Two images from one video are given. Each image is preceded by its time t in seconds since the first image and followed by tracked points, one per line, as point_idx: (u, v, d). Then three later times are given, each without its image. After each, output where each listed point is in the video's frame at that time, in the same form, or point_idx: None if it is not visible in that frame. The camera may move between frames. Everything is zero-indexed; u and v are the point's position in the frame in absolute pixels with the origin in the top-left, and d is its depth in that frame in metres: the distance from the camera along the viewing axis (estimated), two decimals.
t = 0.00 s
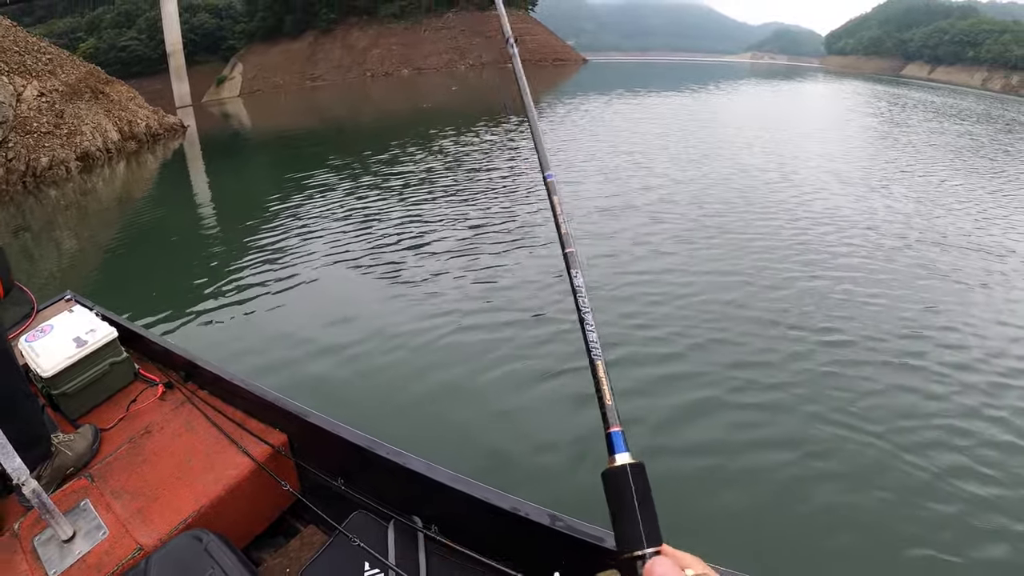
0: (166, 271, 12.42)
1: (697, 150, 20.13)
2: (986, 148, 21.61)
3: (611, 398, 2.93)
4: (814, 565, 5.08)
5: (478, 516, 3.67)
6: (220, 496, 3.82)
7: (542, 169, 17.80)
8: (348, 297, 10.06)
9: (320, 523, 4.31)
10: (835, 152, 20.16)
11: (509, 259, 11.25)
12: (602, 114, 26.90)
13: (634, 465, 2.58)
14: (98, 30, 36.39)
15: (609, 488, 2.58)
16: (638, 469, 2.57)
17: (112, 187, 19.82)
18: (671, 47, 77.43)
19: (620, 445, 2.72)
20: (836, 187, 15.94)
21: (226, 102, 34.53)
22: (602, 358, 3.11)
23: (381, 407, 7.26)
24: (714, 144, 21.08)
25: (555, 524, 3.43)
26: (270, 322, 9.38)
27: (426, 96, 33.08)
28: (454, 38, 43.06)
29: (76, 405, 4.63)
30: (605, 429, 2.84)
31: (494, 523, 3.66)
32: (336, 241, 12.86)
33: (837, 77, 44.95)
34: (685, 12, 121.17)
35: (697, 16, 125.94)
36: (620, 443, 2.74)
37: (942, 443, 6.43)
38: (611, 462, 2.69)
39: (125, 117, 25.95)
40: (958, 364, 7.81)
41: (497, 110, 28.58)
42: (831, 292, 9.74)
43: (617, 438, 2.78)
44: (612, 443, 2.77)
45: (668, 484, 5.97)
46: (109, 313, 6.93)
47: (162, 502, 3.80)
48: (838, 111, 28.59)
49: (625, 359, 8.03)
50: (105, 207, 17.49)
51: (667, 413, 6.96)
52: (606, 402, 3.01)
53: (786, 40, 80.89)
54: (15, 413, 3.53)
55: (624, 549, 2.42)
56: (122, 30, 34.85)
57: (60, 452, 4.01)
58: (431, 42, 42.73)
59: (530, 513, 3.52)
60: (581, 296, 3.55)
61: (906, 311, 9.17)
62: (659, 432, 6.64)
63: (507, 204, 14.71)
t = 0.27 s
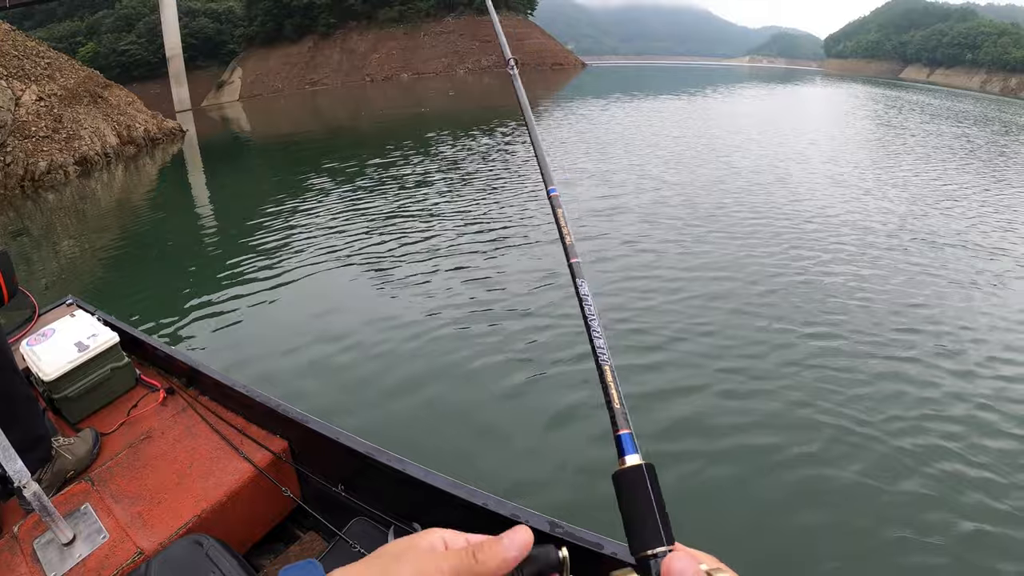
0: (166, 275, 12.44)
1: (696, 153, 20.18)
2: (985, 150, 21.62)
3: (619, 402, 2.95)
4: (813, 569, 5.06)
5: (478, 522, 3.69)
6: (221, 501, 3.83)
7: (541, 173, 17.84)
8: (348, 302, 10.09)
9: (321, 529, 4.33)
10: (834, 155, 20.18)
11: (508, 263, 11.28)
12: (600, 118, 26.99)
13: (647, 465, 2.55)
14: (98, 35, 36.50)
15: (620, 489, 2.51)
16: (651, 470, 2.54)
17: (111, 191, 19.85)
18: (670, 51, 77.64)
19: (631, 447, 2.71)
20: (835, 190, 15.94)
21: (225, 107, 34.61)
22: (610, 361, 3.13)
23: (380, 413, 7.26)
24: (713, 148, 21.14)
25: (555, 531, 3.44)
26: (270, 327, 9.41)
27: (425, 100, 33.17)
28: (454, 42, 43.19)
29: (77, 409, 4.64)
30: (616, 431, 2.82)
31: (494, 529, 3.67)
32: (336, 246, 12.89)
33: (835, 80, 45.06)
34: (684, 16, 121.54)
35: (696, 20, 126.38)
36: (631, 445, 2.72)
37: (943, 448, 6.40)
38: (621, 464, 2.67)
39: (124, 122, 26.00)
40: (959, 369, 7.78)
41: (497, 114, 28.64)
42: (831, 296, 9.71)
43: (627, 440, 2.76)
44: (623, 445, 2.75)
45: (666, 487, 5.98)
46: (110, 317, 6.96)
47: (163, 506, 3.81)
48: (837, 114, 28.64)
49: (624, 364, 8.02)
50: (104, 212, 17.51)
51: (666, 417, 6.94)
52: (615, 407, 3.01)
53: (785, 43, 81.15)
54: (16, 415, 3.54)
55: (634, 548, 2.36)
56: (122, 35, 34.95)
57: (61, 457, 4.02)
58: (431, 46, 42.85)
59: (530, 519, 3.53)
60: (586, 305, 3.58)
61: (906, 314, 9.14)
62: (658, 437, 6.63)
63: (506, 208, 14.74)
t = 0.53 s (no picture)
0: (163, 276, 12.44)
1: (694, 150, 20.17)
2: (984, 144, 21.57)
3: (620, 399, 2.99)
4: (812, 569, 5.09)
5: (475, 521, 3.70)
6: (218, 502, 3.83)
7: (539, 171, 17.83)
8: (345, 301, 10.07)
9: (320, 529, 4.34)
10: (833, 151, 20.15)
11: (507, 261, 11.25)
12: (599, 115, 26.95)
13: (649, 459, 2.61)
14: (95, 35, 36.46)
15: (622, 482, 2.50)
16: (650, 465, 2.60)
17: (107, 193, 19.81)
18: (668, 48, 77.50)
19: (633, 442, 2.73)
20: (834, 186, 15.89)
21: (223, 106, 34.53)
22: (611, 363, 3.22)
23: (380, 412, 7.25)
24: (710, 144, 21.11)
25: (552, 529, 3.45)
26: (268, 326, 9.41)
27: (423, 99, 33.12)
28: (451, 40, 43.09)
29: (75, 410, 4.65)
30: (617, 428, 2.84)
31: (492, 528, 3.68)
32: (334, 245, 12.87)
33: (834, 75, 45.01)
34: (682, 12, 121.33)
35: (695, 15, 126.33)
36: (631, 439, 2.75)
37: (941, 446, 6.40)
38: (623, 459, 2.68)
39: (120, 123, 25.94)
40: (958, 365, 7.77)
41: (494, 112, 28.59)
42: (830, 292, 9.69)
43: (627, 437, 2.79)
44: (623, 441, 2.78)
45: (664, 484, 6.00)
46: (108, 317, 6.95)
47: (160, 506, 3.81)
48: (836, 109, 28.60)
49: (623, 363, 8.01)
50: (100, 213, 17.48)
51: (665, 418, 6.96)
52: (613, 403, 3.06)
53: (783, 38, 81.05)
54: (13, 416, 3.55)
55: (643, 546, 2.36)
56: (118, 35, 34.87)
57: (59, 457, 4.02)
58: (428, 44, 42.75)
59: (527, 517, 3.54)
60: (587, 311, 3.72)
61: (906, 310, 9.11)
62: (657, 437, 6.64)
63: (504, 205, 14.72)
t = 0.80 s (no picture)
0: (162, 279, 12.44)
1: (693, 145, 20.16)
2: (983, 137, 21.51)
3: (628, 384, 2.90)
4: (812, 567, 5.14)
5: (477, 518, 3.69)
6: (220, 501, 3.84)
7: (537, 168, 17.81)
8: (345, 300, 10.06)
9: (322, 527, 4.35)
10: (832, 144, 20.11)
11: (507, 258, 11.24)
12: (597, 112, 26.92)
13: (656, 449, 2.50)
14: (92, 38, 36.42)
15: (628, 472, 2.49)
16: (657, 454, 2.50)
17: (105, 196, 19.80)
18: (666, 43, 77.34)
19: (639, 431, 2.67)
20: (834, 180, 15.88)
21: (220, 107, 34.50)
22: (618, 339, 3.04)
23: (381, 411, 7.25)
24: (709, 139, 21.09)
25: (554, 526, 3.45)
26: (268, 325, 9.40)
27: (421, 98, 33.08)
28: (448, 38, 43.01)
29: (77, 412, 4.65)
30: (623, 414, 2.78)
31: (493, 524, 3.68)
32: (333, 244, 12.84)
33: (832, 69, 44.95)
34: (679, 8, 121.04)
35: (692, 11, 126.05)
36: (638, 429, 2.69)
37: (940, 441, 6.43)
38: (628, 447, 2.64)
39: (117, 126, 25.93)
40: (959, 359, 7.76)
41: (492, 111, 28.57)
42: (830, 287, 9.68)
43: (634, 425, 2.72)
44: (630, 428, 2.73)
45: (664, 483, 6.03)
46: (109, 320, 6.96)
47: (163, 507, 3.82)
48: (834, 103, 28.57)
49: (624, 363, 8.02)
50: (99, 217, 17.49)
51: (666, 418, 6.97)
52: (622, 390, 2.97)
53: (782, 33, 80.86)
54: (15, 419, 3.55)
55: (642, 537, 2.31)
56: (115, 38, 34.84)
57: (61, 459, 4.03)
58: (426, 42, 42.68)
59: (528, 514, 3.54)
60: (594, 282, 3.43)
61: (906, 303, 9.09)
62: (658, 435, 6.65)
63: (503, 203, 14.69)
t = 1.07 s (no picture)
0: (161, 280, 12.43)
1: (692, 144, 20.16)
2: (983, 136, 21.51)
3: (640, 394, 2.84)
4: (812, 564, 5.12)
5: (479, 520, 3.70)
6: (222, 503, 3.84)
7: (537, 168, 17.81)
8: (345, 300, 10.06)
9: (323, 529, 4.34)
10: (832, 144, 20.11)
11: (507, 258, 11.24)
12: (597, 112, 26.93)
13: (667, 463, 2.47)
14: (91, 39, 36.43)
15: (635, 485, 2.46)
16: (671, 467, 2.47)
17: (104, 197, 19.80)
18: (666, 44, 77.34)
19: (649, 443, 2.65)
20: (833, 179, 15.88)
21: (220, 108, 34.50)
22: (632, 347, 3.01)
23: (382, 411, 7.25)
24: (709, 139, 21.11)
25: (556, 528, 3.45)
26: (268, 326, 9.40)
27: (420, 98, 33.08)
28: (448, 39, 43.02)
29: (78, 413, 4.66)
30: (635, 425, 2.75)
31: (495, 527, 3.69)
32: (333, 244, 12.84)
33: (832, 69, 44.95)
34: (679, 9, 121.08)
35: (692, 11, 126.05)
36: (649, 441, 2.66)
37: (939, 439, 6.43)
38: (639, 460, 2.61)
39: (116, 127, 25.93)
40: (961, 359, 7.75)
41: (492, 111, 28.56)
42: (833, 286, 9.65)
43: (645, 436, 2.70)
44: (640, 440, 2.70)
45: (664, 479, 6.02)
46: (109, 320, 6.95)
47: (164, 509, 3.82)
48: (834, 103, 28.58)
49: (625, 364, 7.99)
50: (97, 218, 17.48)
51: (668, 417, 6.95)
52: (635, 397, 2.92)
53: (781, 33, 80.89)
54: (16, 419, 3.55)
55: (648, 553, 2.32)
56: (115, 39, 34.86)
57: (63, 460, 4.04)
58: (425, 43, 42.70)
59: (529, 516, 3.54)
60: (610, 282, 3.40)
61: (906, 302, 9.10)
62: (661, 434, 6.62)
63: (502, 203, 14.68)
